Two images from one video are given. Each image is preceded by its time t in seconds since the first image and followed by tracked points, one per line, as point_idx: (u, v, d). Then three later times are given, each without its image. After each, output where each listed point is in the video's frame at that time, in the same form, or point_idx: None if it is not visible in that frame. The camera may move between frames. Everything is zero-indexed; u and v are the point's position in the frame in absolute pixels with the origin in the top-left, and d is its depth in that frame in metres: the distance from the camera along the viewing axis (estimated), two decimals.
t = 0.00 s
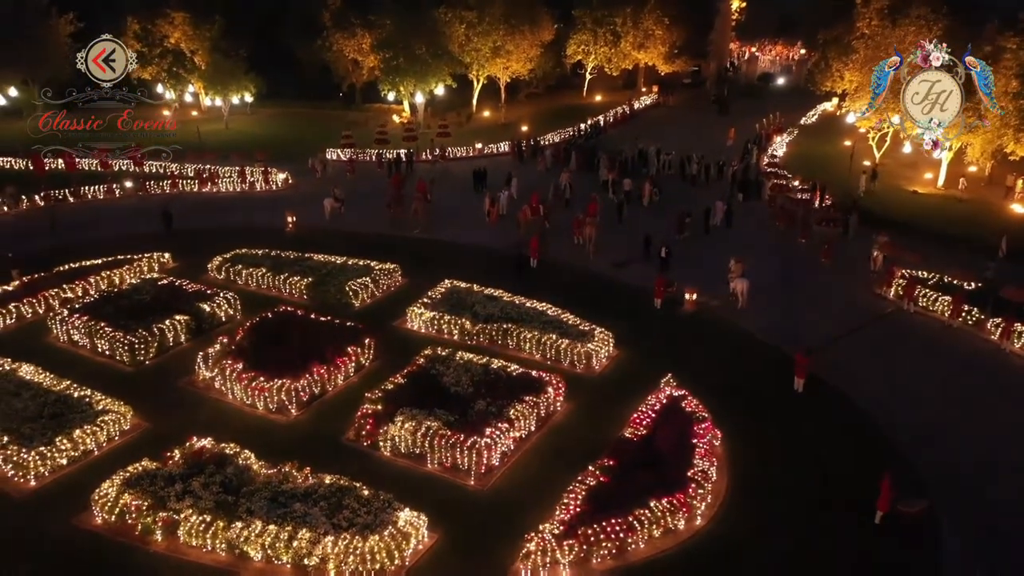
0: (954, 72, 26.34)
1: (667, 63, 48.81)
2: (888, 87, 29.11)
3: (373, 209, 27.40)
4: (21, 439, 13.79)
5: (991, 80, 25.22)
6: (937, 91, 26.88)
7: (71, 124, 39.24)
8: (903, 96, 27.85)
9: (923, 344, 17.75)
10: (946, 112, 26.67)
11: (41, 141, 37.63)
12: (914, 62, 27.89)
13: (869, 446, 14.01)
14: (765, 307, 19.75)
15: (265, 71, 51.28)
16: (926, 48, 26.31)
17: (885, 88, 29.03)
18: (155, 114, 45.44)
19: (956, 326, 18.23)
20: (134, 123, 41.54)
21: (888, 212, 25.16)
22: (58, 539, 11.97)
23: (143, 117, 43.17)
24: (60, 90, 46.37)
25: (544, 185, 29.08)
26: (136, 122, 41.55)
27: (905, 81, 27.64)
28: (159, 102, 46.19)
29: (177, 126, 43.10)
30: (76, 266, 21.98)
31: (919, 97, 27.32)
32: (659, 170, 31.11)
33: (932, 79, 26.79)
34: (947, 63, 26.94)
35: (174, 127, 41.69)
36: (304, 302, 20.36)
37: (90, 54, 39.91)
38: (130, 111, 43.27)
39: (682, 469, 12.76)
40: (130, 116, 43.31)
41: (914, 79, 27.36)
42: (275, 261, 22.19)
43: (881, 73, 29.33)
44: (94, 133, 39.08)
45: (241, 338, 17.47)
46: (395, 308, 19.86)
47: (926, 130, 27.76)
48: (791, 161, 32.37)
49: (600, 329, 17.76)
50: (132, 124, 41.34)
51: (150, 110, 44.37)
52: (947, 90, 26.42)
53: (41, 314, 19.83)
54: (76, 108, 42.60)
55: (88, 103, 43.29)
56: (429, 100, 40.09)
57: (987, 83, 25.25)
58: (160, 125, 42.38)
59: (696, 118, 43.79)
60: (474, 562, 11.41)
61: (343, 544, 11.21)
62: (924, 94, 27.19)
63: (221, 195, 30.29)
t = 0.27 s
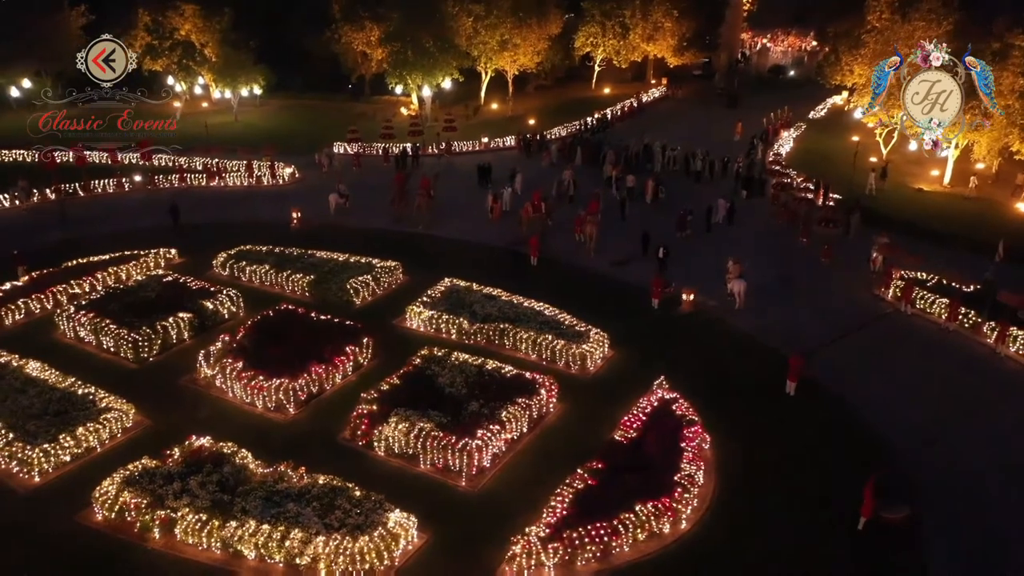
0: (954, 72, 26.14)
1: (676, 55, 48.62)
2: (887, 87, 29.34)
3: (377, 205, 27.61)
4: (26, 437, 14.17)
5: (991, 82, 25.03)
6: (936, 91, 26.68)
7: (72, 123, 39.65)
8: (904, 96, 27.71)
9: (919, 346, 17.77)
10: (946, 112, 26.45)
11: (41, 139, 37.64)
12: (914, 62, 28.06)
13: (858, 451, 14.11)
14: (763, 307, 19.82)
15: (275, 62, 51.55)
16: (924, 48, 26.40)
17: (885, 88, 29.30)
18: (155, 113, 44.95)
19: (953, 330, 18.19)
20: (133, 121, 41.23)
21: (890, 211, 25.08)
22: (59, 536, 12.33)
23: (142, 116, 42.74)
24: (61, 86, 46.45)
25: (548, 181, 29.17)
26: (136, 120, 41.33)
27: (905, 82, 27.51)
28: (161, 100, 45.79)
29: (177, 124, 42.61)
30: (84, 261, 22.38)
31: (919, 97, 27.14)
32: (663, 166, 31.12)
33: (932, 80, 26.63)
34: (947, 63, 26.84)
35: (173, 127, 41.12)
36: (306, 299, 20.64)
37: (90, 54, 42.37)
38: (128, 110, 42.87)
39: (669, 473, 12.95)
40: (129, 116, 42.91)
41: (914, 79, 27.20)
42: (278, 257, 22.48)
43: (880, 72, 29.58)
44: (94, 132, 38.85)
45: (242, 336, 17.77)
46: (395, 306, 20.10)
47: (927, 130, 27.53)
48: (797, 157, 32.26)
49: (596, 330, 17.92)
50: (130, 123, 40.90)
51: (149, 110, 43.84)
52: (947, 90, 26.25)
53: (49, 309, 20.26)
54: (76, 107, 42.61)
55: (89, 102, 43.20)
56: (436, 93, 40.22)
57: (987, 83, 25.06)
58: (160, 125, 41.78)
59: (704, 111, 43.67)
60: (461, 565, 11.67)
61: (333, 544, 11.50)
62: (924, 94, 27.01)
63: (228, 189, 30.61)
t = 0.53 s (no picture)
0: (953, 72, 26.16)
1: (691, 47, 48.31)
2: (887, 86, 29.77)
3: (385, 200, 27.91)
4: (34, 430, 14.66)
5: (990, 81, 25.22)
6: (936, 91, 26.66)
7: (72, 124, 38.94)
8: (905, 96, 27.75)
9: (916, 351, 17.76)
10: (946, 112, 26.44)
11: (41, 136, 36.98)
12: (913, 62, 28.54)
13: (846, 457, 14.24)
14: (762, 309, 19.88)
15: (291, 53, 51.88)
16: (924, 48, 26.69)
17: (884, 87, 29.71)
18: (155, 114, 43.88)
19: (951, 334, 18.16)
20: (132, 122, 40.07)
21: (897, 211, 24.95)
22: (62, 528, 12.79)
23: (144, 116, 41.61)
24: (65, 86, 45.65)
25: (556, 177, 29.27)
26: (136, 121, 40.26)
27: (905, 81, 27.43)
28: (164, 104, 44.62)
29: (178, 125, 41.48)
30: (97, 255, 22.90)
31: (919, 96, 27.14)
32: (672, 162, 31.09)
33: (932, 79, 26.55)
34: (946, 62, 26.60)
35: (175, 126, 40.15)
36: (311, 295, 21.00)
37: (87, 53, 38.43)
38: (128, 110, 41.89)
39: (654, 477, 13.16)
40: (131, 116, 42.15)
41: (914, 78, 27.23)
42: (285, 253, 22.84)
43: (881, 72, 29.98)
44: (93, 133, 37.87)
45: (246, 332, 18.17)
46: (397, 303, 20.40)
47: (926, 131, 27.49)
48: (808, 153, 32.07)
49: (592, 331, 18.10)
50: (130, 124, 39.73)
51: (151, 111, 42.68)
52: (947, 90, 26.20)
53: (61, 303, 20.80)
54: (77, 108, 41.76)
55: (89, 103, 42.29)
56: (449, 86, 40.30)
57: (987, 83, 25.24)
58: (161, 125, 40.53)
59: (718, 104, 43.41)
60: (447, 564, 12.00)
61: (322, 542, 11.87)
62: (924, 94, 26.96)
63: (240, 182, 31.04)
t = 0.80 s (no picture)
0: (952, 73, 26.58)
1: (710, 40, 47.95)
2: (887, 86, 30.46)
3: (395, 194, 28.20)
4: (43, 421, 15.23)
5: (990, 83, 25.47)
6: (936, 91, 27.06)
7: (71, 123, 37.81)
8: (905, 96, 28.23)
9: (916, 355, 17.73)
10: (946, 112, 26.84)
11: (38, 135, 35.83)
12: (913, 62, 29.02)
13: (835, 461, 14.34)
14: (764, 310, 19.90)
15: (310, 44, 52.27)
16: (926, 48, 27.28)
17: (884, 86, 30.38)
18: (157, 114, 42.85)
19: (952, 338, 18.12)
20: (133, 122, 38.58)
21: (907, 211, 24.76)
22: (66, 517, 13.28)
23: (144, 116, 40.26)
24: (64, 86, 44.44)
25: (566, 172, 29.38)
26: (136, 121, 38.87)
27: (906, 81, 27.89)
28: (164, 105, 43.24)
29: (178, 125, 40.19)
30: (112, 247, 23.48)
31: (919, 96, 27.61)
32: (683, 159, 31.05)
33: (932, 79, 27.00)
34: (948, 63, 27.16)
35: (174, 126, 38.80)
36: (317, 290, 21.40)
37: (89, 53, 32.74)
38: (128, 110, 40.62)
39: (640, 479, 13.37)
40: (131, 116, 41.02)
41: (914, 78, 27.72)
42: (294, 247, 23.24)
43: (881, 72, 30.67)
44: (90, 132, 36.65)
45: (251, 327, 18.60)
46: (400, 300, 20.72)
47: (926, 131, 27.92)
48: (821, 151, 31.78)
49: (590, 331, 18.31)
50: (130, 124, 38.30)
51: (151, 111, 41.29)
52: (947, 90, 26.60)
53: (77, 295, 21.40)
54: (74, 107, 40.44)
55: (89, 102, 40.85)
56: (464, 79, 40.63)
57: (986, 83, 25.50)
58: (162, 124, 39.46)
59: (735, 98, 43.09)
60: (434, 560, 12.32)
61: (312, 537, 12.25)
62: (924, 95, 27.40)
63: (255, 175, 31.52)
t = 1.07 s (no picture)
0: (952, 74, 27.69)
1: (731, 33, 47.51)
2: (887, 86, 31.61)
3: (405, 189, 28.53)
4: (53, 411, 15.82)
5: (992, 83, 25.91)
6: (936, 92, 28.11)
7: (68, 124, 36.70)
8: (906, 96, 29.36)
9: (912, 361, 17.72)
10: (945, 112, 27.87)
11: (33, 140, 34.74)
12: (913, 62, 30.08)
13: (821, 467, 14.47)
14: (763, 312, 19.96)
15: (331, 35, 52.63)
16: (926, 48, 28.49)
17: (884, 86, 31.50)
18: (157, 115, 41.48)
19: (950, 345, 18.05)
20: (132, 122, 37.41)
21: (916, 214, 24.57)
22: (71, 505, 13.84)
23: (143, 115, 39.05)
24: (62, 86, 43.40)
25: (575, 169, 29.47)
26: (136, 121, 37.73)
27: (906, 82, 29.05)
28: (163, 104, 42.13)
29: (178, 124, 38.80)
30: (127, 239, 24.07)
31: (920, 97, 28.75)
32: (695, 156, 30.99)
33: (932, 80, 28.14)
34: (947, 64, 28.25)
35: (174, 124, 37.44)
36: (324, 285, 21.81)
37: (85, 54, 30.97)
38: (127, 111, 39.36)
39: (624, 481, 13.63)
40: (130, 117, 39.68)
41: (914, 80, 28.92)
42: (303, 242, 23.67)
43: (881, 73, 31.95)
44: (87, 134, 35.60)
45: (256, 321, 19.05)
46: (404, 296, 21.06)
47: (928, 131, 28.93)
48: (835, 149, 31.53)
49: (587, 330, 18.52)
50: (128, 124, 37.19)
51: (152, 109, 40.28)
52: (946, 91, 27.67)
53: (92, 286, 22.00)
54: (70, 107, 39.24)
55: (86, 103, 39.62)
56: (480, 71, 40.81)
57: (986, 83, 26.01)
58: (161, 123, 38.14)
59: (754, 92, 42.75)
60: (419, 556, 12.70)
61: (302, 530, 12.69)
62: (924, 95, 28.51)
63: (270, 167, 32.01)
